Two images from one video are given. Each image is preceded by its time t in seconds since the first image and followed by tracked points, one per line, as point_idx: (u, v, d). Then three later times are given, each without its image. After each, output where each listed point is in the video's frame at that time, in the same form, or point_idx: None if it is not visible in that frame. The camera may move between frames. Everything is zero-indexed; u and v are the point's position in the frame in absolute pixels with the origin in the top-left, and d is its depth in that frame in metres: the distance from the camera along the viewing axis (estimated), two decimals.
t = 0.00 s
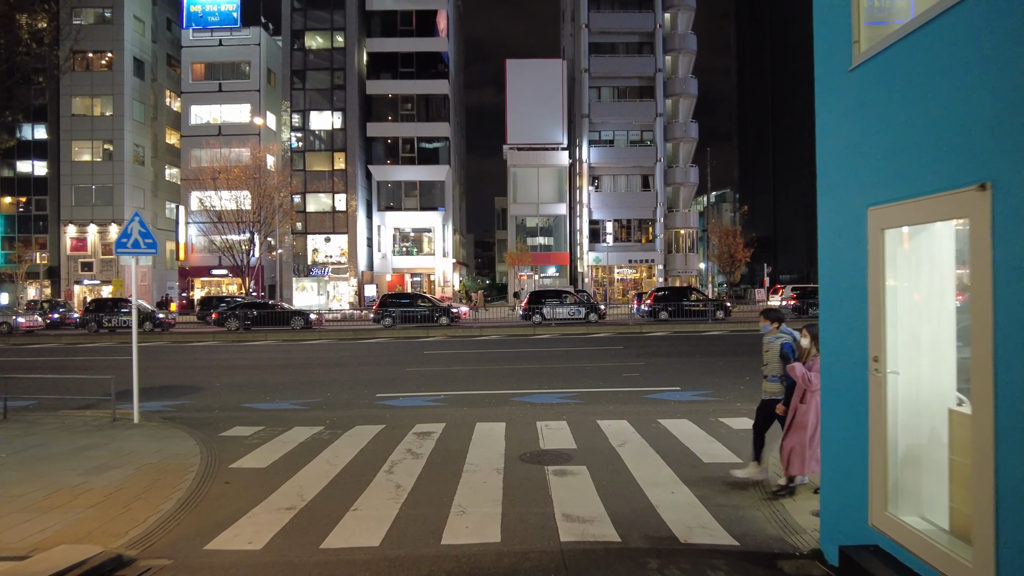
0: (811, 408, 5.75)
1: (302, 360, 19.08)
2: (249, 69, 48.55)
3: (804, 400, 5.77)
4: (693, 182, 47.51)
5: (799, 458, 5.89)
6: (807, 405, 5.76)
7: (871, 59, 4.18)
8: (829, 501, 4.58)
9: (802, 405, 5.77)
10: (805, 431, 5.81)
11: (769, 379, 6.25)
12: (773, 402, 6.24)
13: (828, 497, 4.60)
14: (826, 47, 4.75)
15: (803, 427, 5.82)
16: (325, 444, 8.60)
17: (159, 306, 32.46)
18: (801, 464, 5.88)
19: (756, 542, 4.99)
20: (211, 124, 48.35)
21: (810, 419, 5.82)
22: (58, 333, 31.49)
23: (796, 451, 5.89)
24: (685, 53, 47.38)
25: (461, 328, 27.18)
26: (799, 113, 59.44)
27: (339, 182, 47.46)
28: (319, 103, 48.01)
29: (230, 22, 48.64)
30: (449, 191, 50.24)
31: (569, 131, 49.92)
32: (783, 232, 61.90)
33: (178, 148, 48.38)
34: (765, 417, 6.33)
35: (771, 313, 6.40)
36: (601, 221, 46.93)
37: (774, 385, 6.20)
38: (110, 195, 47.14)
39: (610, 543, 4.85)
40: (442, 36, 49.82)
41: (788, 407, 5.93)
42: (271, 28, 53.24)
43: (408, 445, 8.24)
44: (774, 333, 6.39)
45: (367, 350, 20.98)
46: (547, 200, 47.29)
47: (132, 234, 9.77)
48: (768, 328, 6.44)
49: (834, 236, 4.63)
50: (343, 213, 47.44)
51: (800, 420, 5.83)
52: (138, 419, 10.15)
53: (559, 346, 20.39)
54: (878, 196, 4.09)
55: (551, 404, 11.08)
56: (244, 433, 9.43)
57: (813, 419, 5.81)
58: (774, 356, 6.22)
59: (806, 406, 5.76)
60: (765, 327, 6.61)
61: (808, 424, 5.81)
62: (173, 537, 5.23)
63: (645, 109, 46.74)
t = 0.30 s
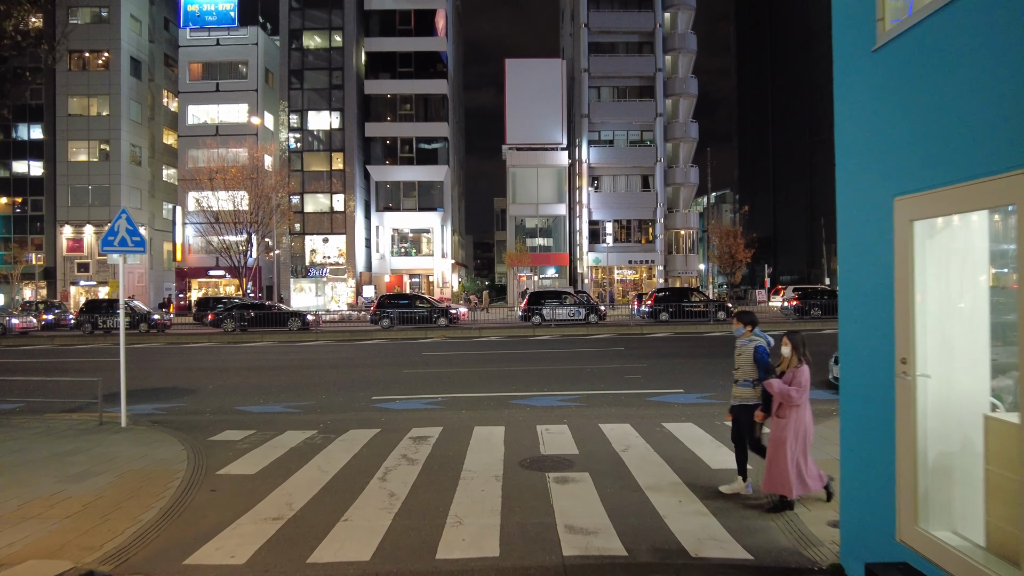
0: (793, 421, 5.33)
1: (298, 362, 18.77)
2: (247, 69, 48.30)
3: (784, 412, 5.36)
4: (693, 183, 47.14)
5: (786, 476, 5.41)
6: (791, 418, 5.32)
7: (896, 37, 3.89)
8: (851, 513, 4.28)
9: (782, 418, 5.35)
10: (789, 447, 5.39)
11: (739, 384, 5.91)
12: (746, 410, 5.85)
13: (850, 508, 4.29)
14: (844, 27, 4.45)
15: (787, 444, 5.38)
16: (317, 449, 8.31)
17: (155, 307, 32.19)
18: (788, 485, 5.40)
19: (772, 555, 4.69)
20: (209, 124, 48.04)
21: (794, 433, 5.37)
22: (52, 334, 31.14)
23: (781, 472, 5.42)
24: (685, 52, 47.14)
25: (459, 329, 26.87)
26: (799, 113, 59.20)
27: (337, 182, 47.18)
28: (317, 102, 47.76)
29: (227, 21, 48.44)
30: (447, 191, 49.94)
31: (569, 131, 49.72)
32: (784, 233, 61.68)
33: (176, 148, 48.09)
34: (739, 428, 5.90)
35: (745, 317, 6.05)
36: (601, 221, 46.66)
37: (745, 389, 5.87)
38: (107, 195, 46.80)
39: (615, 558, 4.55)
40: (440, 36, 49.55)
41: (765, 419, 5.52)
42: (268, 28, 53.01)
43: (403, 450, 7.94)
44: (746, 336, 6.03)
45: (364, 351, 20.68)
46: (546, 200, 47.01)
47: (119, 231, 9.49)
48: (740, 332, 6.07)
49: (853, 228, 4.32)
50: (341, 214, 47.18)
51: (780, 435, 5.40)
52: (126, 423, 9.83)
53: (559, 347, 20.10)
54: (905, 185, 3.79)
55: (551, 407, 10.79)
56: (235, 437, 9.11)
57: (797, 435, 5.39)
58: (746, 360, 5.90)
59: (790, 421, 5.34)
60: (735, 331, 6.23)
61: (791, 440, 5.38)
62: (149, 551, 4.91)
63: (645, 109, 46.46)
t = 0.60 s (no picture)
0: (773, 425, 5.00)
1: (298, 362, 18.50)
2: (248, 68, 48.09)
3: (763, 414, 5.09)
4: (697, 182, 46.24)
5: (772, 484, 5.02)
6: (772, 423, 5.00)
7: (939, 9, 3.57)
8: (885, 526, 3.96)
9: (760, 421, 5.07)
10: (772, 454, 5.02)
11: (722, 387, 5.78)
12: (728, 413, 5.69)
13: (883, 521, 3.98)
14: None
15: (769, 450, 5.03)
16: (314, 453, 8.00)
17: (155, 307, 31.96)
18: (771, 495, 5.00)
19: (797, 568, 4.40)
20: (210, 123, 47.87)
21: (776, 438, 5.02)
22: (51, 333, 30.89)
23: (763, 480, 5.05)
24: (689, 51, 46.81)
25: (461, 329, 26.57)
26: (803, 113, 58.81)
27: (339, 182, 46.93)
28: (319, 102, 47.55)
29: (229, 20, 48.28)
30: (449, 191, 49.60)
31: (572, 130, 49.43)
32: (788, 233, 61.29)
33: (177, 146, 47.84)
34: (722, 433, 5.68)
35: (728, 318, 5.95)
36: (604, 221, 46.28)
37: (727, 392, 5.73)
38: (108, 195, 46.55)
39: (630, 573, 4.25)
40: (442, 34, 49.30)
41: (743, 423, 5.27)
42: (270, 27, 52.84)
43: (404, 453, 7.66)
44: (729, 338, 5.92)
45: (365, 352, 20.41)
46: (549, 200, 46.66)
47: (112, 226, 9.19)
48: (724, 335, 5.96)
49: (887, 218, 4.01)
50: (343, 213, 46.94)
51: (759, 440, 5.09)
52: (119, 424, 9.53)
53: (563, 348, 19.80)
54: (949, 171, 3.47)
55: (556, 409, 10.48)
56: (229, 440, 8.82)
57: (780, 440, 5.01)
58: (726, 361, 5.79)
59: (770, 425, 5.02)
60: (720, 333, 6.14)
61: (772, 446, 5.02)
62: (129, 565, 4.60)
63: (648, 109, 46.16)
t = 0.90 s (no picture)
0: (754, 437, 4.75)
1: (296, 361, 18.16)
2: (249, 64, 47.78)
3: (742, 423, 4.83)
4: (700, 180, 46.71)
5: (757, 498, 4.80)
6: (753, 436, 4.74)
7: None
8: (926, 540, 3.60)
9: (738, 431, 4.83)
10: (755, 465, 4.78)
11: (696, 388, 5.40)
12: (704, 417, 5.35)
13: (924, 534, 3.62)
14: None
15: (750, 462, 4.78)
16: (308, 456, 7.64)
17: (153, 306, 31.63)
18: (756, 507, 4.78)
19: None
20: (211, 120, 47.53)
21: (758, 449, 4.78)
22: (48, 331, 30.57)
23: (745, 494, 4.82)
24: (693, 48, 46.42)
25: (463, 328, 26.20)
26: (808, 110, 58.32)
27: (340, 179, 46.57)
28: (320, 98, 47.21)
29: (229, 16, 47.98)
30: (451, 188, 49.20)
31: (575, 127, 49.07)
32: (792, 232, 60.81)
33: (177, 144, 47.50)
34: (699, 437, 5.44)
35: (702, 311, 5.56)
36: (608, 219, 45.88)
37: (701, 394, 5.36)
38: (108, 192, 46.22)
39: None
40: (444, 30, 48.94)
41: (720, 431, 4.98)
42: (271, 24, 52.52)
43: (403, 456, 7.31)
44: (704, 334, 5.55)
45: (365, 350, 20.07)
46: (552, 197, 46.28)
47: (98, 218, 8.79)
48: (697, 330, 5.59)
49: (932, 202, 3.63)
50: (344, 211, 46.60)
51: (738, 450, 4.84)
52: (106, 424, 9.17)
53: (566, 347, 19.42)
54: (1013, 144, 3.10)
55: (561, 410, 10.10)
56: (220, 442, 8.45)
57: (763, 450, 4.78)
58: (701, 360, 5.42)
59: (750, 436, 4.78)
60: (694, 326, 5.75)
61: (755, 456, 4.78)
62: None
63: (652, 105, 45.76)
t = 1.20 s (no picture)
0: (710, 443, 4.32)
1: (289, 361, 17.78)
2: (244, 62, 47.36)
3: (698, 429, 4.43)
4: (699, 179, 46.25)
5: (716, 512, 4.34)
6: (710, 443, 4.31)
7: None
8: (968, 520, 2.98)
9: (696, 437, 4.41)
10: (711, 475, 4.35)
11: (664, 394, 5.02)
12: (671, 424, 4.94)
13: (964, 514, 3.01)
14: None
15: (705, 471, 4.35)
16: (292, 463, 7.25)
17: (146, 305, 31.22)
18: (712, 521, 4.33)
19: None
20: (206, 118, 47.07)
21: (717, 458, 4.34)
22: (39, 331, 30.16)
23: (702, 508, 4.35)
24: (692, 45, 46.05)
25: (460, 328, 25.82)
26: (808, 108, 57.96)
27: (336, 177, 46.16)
28: (315, 96, 46.78)
29: (224, 13, 47.53)
30: (448, 187, 48.77)
31: (573, 125, 48.72)
32: (792, 231, 60.51)
33: (172, 141, 47.04)
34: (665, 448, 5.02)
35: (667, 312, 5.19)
36: (606, 218, 45.52)
37: (669, 400, 4.99)
38: (101, 191, 45.74)
39: None
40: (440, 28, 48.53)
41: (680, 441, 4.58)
42: (267, 21, 52.08)
43: (391, 464, 6.91)
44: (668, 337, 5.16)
45: (359, 351, 19.68)
46: (550, 196, 45.93)
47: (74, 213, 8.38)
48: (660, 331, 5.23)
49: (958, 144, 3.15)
50: (340, 210, 46.21)
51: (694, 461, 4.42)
52: (84, 430, 8.78)
53: (564, 347, 19.07)
54: None
55: (559, 414, 9.71)
56: (202, 447, 8.05)
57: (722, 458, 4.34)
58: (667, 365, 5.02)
59: (707, 444, 4.35)
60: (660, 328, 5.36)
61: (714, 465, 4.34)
62: None
63: (651, 103, 45.39)
